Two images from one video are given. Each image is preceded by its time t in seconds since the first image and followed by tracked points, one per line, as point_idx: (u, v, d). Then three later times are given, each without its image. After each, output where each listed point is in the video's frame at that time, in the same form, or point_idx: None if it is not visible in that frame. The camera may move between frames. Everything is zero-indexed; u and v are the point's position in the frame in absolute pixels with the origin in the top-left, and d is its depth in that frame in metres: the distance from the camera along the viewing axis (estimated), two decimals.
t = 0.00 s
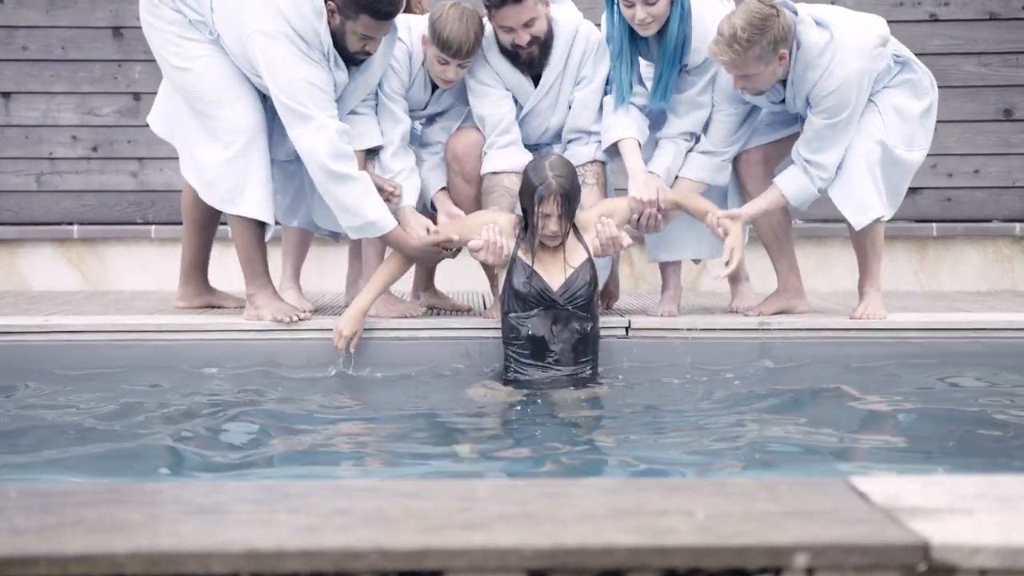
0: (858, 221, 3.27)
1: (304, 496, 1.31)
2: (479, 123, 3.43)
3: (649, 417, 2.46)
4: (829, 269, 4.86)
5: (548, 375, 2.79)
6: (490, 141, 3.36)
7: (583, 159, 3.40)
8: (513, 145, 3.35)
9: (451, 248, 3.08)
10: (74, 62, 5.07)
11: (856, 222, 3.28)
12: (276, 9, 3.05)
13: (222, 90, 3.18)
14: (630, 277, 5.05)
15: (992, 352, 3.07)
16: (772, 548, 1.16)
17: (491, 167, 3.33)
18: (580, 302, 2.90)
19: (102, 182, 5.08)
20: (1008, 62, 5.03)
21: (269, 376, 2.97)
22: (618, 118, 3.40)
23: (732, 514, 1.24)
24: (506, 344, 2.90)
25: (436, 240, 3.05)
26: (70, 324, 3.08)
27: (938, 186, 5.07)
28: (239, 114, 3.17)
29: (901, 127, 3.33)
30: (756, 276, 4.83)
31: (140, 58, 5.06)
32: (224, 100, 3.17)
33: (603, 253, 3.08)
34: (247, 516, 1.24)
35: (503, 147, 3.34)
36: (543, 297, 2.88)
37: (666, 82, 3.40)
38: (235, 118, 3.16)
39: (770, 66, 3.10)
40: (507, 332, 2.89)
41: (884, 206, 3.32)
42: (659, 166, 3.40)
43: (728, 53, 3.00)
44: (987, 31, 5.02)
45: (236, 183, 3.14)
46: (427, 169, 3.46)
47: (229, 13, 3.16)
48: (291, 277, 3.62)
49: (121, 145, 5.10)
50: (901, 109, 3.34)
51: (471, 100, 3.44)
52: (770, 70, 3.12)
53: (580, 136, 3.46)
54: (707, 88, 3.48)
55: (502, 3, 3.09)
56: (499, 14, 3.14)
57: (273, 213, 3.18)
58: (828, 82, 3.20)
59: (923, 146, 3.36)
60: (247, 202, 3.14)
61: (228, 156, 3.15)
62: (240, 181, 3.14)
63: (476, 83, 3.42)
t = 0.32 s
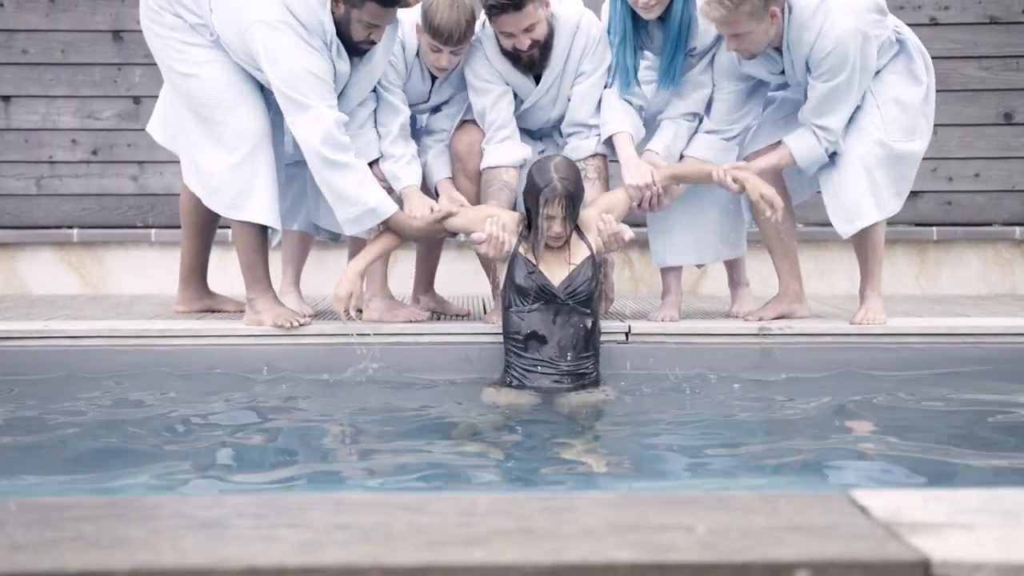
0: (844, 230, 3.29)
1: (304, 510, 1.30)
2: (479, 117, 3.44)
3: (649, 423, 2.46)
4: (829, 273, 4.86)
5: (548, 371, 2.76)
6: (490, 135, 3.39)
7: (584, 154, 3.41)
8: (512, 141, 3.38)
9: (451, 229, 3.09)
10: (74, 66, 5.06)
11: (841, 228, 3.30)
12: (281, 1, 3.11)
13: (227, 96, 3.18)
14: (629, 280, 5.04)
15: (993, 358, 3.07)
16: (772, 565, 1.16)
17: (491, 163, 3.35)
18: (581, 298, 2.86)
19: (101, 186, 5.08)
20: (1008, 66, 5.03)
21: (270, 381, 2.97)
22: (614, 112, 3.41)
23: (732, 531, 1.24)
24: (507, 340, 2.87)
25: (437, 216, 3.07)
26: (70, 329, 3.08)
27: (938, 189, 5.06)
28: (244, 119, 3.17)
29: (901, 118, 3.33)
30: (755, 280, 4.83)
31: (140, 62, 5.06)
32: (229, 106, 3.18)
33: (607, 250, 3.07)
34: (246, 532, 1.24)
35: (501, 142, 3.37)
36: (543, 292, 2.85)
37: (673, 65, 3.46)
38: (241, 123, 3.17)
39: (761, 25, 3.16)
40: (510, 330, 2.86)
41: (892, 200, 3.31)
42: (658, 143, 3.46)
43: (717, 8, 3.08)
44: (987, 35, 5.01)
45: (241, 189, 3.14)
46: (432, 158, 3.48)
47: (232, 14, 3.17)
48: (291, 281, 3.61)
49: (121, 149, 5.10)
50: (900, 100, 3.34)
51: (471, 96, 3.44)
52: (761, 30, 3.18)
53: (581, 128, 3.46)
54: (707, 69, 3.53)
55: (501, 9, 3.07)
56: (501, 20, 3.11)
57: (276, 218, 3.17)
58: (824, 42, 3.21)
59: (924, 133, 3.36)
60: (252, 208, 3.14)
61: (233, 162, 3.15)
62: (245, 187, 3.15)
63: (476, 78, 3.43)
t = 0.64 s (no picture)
0: (837, 233, 3.32)
1: (304, 525, 1.30)
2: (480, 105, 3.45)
3: (650, 428, 2.46)
4: (829, 276, 4.86)
5: (546, 355, 2.76)
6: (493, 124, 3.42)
7: (586, 143, 3.42)
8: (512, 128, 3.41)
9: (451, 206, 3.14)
10: (74, 70, 5.07)
11: (834, 232, 3.33)
12: None
13: (233, 103, 3.18)
14: (630, 284, 5.05)
15: (993, 364, 3.07)
16: None
17: (494, 153, 3.38)
18: (577, 283, 2.86)
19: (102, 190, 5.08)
20: (1008, 70, 5.03)
21: (271, 386, 2.97)
22: (615, 101, 3.42)
23: (733, 547, 1.23)
24: (506, 328, 2.87)
25: (438, 189, 3.13)
26: (71, 334, 3.08)
27: (938, 193, 5.06)
28: (250, 126, 3.18)
29: (900, 109, 3.34)
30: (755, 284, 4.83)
31: (140, 66, 5.06)
32: (235, 114, 3.18)
33: (607, 234, 3.09)
34: (246, 548, 1.24)
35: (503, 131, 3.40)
36: (540, 276, 2.85)
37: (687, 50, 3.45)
38: (246, 130, 3.17)
39: None
40: (509, 315, 2.86)
41: (894, 195, 3.32)
42: (656, 124, 3.44)
43: None
44: (987, 39, 5.01)
45: (248, 196, 3.15)
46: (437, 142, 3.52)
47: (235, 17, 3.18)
48: (292, 286, 3.63)
49: (121, 152, 5.10)
50: (897, 89, 3.36)
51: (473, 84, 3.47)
52: None
53: (581, 116, 3.47)
54: (707, 51, 3.52)
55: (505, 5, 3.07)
56: (504, 17, 3.11)
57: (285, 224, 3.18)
58: (818, 9, 3.19)
59: (923, 120, 3.37)
60: (261, 214, 3.15)
61: (240, 169, 3.15)
62: (252, 195, 3.15)
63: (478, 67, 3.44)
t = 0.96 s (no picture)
0: (829, 226, 3.34)
1: (305, 539, 1.30)
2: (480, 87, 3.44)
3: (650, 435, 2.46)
4: (830, 281, 4.86)
5: (546, 324, 2.85)
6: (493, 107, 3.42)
7: (585, 123, 3.42)
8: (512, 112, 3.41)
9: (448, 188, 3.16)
10: (74, 74, 5.07)
11: (830, 226, 3.36)
12: None
13: (236, 108, 3.19)
14: (630, 288, 5.04)
15: (994, 370, 3.07)
16: None
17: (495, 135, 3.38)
18: (575, 258, 2.95)
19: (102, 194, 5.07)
20: (1008, 74, 5.03)
21: (271, 392, 2.97)
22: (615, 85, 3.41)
23: (734, 563, 1.23)
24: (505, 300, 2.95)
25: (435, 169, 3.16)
26: (71, 339, 3.08)
27: (939, 197, 5.06)
28: (254, 132, 3.19)
29: (887, 100, 3.33)
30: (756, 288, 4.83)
31: (141, 70, 5.06)
32: (238, 118, 3.19)
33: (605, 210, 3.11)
34: (247, 563, 1.24)
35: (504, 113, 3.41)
36: (540, 251, 2.94)
37: (689, 30, 3.49)
38: (250, 135, 3.18)
39: None
40: (509, 287, 2.94)
41: (885, 186, 3.33)
42: (657, 104, 3.46)
43: None
44: (987, 43, 5.01)
45: (251, 201, 3.15)
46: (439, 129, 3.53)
47: (242, 20, 3.17)
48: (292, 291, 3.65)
49: (121, 156, 5.10)
50: (884, 77, 3.34)
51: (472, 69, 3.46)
52: None
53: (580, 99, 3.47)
54: (706, 35, 3.54)
55: None
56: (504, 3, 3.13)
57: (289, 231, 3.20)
58: None
59: (914, 107, 3.35)
60: (263, 220, 3.16)
61: (242, 174, 3.16)
62: (255, 201, 3.15)
63: (477, 51, 3.43)
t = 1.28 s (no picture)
0: (804, 228, 3.33)
1: (306, 553, 1.30)
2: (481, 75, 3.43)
3: (651, 442, 2.46)
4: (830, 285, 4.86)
5: (547, 296, 2.91)
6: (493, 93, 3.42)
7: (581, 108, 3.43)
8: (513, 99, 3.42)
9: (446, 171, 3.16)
10: (74, 77, 5.06)
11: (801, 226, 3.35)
12: None
13: (234, 112, 3.19)
14: (630, 291, 5.04)
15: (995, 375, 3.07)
16: None
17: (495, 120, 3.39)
18: (574, 232, 2.98)
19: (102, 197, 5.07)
20: (1008, 77, 5.02)
21: (271, 397, 2.97)
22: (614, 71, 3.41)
23: None
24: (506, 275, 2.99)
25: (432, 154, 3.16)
26: (72, 343, 3.08)
27: (939, 201, 5.06)
28: (252, 137, 3.19)
29: (882, 105, 3.31)
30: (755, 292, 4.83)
31: (141, 73, 5.06)
32: (235, 122, 3.19)
33: (602, 187, 3.11)
34: None
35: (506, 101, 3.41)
36: (540, 226, 2.97)
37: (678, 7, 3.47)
38: (247, 139, 3.18)
39: None
40: (510, 262, 2.97)
41: (874, 189, 3.31)
42: (657, 86, 3.47)
43: None
44: (987, 46, 5.01)
45: (245, 206, 3.16)
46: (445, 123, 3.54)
47: (244, 21, 3.17)
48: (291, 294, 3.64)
49: (121, 159, 5.10)
50: (882, 82, 3.32)
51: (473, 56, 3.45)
52: None
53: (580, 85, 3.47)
54: (706, 16, 3.52)
55: None
56: None
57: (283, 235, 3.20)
58: None
59: (909, 114, 3.32)
60: (257, 225, 3.16)
61: (238, 178, 3.16)
62: (249, 206, 3.16)
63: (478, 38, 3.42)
